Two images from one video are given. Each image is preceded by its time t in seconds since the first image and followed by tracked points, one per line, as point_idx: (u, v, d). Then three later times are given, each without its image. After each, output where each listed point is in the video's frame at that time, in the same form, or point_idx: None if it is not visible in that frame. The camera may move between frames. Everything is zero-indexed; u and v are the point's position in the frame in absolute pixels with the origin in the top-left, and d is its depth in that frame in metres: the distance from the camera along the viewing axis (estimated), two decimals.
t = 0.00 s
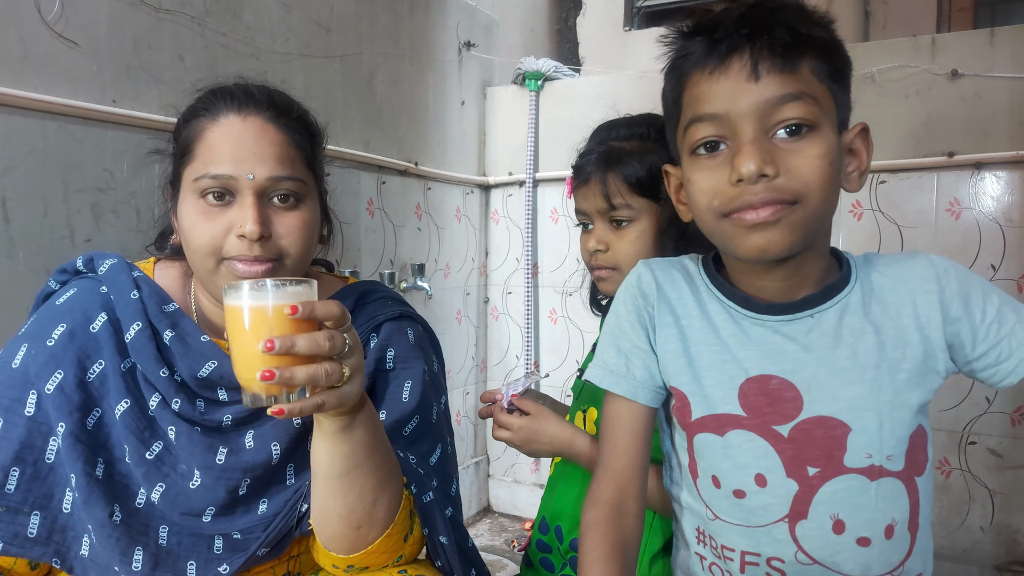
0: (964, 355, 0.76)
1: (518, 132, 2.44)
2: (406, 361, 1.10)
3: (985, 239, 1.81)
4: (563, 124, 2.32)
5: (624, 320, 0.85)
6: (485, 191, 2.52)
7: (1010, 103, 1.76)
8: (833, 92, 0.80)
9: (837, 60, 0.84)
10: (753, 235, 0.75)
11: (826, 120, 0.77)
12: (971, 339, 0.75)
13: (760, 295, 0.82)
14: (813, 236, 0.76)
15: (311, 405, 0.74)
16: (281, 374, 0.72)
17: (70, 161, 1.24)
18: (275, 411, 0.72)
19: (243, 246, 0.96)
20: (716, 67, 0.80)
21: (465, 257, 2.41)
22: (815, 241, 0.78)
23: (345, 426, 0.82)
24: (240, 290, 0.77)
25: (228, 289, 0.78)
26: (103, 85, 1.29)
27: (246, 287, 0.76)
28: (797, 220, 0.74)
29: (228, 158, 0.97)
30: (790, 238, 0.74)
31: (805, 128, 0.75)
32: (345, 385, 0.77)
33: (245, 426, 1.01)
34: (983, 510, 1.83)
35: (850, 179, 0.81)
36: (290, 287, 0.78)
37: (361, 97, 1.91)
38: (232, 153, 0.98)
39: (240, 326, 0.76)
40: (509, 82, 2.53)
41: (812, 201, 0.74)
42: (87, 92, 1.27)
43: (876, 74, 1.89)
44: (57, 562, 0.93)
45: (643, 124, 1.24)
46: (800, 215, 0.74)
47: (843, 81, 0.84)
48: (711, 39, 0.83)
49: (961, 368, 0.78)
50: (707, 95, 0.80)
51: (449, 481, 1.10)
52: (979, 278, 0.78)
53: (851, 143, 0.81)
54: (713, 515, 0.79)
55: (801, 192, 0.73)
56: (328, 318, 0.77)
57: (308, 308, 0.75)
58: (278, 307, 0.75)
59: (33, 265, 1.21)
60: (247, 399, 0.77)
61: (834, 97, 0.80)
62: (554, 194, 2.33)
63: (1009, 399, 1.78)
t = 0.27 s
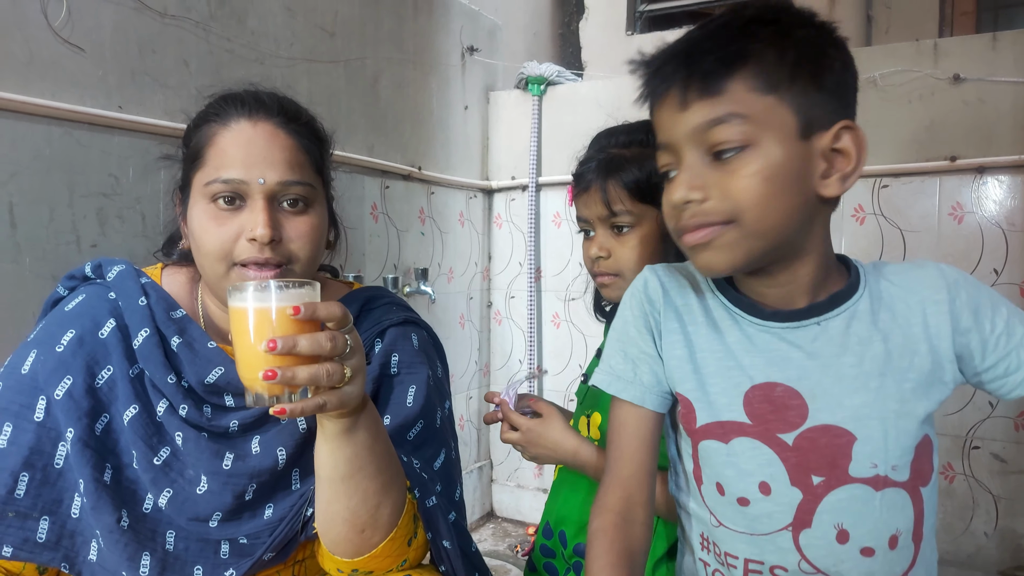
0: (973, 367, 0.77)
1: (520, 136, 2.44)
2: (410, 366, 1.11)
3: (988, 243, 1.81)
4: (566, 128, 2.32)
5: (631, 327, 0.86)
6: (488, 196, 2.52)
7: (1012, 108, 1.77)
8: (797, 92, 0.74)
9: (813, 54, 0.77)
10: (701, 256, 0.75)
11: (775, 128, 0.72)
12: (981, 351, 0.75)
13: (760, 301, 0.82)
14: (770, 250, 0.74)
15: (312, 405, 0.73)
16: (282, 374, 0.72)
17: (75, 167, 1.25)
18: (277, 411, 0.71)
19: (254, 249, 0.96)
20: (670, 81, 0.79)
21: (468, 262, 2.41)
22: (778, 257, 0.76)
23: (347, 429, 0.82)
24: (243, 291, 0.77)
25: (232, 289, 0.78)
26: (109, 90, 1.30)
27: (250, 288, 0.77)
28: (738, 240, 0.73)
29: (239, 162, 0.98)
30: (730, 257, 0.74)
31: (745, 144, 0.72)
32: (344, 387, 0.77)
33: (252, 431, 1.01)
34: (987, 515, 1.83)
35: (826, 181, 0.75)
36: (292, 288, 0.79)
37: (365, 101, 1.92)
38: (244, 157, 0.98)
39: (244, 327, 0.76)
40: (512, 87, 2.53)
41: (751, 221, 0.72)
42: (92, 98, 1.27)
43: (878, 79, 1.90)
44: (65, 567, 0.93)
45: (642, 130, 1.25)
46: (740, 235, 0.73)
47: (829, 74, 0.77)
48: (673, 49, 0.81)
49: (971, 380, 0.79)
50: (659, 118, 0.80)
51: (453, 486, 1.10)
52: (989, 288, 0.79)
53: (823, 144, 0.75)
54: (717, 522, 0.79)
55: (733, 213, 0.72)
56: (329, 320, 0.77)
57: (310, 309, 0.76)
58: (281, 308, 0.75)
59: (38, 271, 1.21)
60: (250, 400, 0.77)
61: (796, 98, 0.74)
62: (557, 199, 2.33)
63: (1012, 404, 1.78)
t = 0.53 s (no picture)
0: (964, 377, 0.78)
1: (517, 143, 2.45)
2: (404, 373, 1.12)
3: (981, 251, 1.82)
4: (562, 135, 2.33)
5: (626, 337, 0.87)
6: (485, 202, 2.53)
7: (1005, 116, 1.78)
8: (730, 117, 0.76)
9: (753, 73, 0.78)
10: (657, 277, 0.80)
11: (707, 156, 0.75)
12: (973, 362, 0.76)
13: (743, 310, 0.83)
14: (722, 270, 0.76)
15: (305, 414, 0.74)
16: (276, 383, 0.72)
17: (72, 173, 1.26)
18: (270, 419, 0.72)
19: (287, 249, 1.01)
20: (625, 115, 0.84)
21: (464, 268, 2.42)
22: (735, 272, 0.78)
23: (340, 436, 0.83)
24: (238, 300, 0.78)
25: (226, 298, 0.79)
26: (107, 98, 1.31)
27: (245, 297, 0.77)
28: (681, 263, 0.76)
29: (269, 166, 1.02)
30: (677, 280, 0.77)
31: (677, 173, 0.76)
32: (339, 395, 0.77)
33: (245, 437, 1.02)
34: (979, 521, 1.84)
35: (769, 201, 0.75)
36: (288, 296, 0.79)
37: (361, 109, 1.93)
38: (273, 161, 1.02)
39: (238, 336, 0.77)
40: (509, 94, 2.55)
41: (685, 246, 0.75)
42: (90, 104, 1.28)
43: (872, 87, 1.91)
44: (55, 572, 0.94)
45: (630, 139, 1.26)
46: (682, 260, 0.76)
47: (773, 89, 0.77)
48: (627, 86, 0.86)
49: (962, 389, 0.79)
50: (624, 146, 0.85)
51: (446, 492, 1.10)
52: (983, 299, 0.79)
53: (761, 165, 0.75)
54: (706, 530, 0.80)
55: (671, 239, 0.76)
56: (323, 328, 0.78)
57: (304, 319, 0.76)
58: (274, 317, 0.76)
59: (34, 276, 1.21)
60: (245, 408, 0.77)
61: (728, 124, 0.76)
62: (553, 205, 2.34)
63: (1004, 410, 1.79)
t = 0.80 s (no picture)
0: (948, 384, 0.78)
1: (511, 145, 2.45)
2: (400, 375, 1.11)
3: (972, 254, 1.83)
4: (556, 138, 2.34)
5: (614, 341, 0.87)
6: (478, 204, 2.53)
7: (995, 121, 1.79)
8: (698, 128, 0.77)
9: (722, 82, 0.79)
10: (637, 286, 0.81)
11: (676, 168, 0.76)
12: (957, 369, 0.76)
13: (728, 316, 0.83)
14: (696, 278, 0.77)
15: (303, 421, 0.73)
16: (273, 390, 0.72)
17: (64, 174, 1.25)
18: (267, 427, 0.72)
19: (293, 244, 1.01)
20: (610, 122, 0.85)
21: (458, 270, 2.42)
22: (711, 278, 0.79)
23: (337, 441, 0.82)
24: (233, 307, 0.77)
25: (221, 304, 0.78)
26: (99, 99, 1.30)
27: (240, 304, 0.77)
28: (656, 272, 0.77)
29: (276, 163, 1.02)
30: (655, 289, 0.78)
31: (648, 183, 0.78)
32: (335, 401, 0.77)
33: (239, 437, 1.01)
34: (972, 523, 1.85)
35: (733, 210, 0.75)
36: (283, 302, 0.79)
37: (356, 110, 1.92)
38: (280, 158, 1.03)
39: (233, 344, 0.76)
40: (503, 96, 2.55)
41: (657, 255, 0.76)
42: (81, 106, 1.27)
43: (865, 91, 1.92)
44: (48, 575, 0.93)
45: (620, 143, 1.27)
46: (656, 269, 0.77)
47: (741, 97, 0.78)
48: (608, 99, 0.88)
49: (946, 394, 0.79)
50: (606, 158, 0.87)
51: (442, 496, 1.10)
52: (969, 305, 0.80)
53: (724, 175, 0.76)
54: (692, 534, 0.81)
55: (646, 248, 0.77)
56: (319, 335, 0.78)
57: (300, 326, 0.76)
58: (270, 324, 0.75)
59: (26, 278, 1.20)
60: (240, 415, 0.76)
61: (696, 134, 0.77)
62: (546, 207, 2.35)
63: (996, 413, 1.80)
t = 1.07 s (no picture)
0: (945, 387, 0.78)
1: (512, 151, 2.46)
2: (407, 382, 1.12)
3: (972, 258, 1.84)
4: (557, 144, 2.35)
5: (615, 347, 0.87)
6: (480, 210, 2.54)
7: (995, 125, 1.80)
8: (690, 136, 0.78)
9: (713, 91, 0.80)
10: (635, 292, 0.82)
11: (669, 174, 0.77)
12: (955, 373, 0.77)
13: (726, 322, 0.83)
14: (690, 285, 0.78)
15: (313, 420, 0.74)
16: (284, 389, 0.73)
17: (68, 182, 1.26)
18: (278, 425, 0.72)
19: (308, 249, 1.03)
20: (608, 129, 0.86)
21: (460, 276, 2.42)
22: (705, 284, 0.79)
23: (345, 444, 0.83)
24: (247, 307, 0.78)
25: (236, 305, 0.79)
26: (103, 108, 1.31)
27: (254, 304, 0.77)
28: (652, 279, 0.78)
29: (292, 169, 1.03)
30: (652, 295, 0.79)
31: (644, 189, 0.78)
32: (346, 402, 0.78)
33: (249, 441, 1.01)
34: (975, 527, 1.85)
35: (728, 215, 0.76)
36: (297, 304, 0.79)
37: (357, 118, 1.93)
38: (295, 165, 1.04)
39: (246, 343, 0.77)
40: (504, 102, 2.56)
41: (653, 262, 0.76)
42: (86, 115, 1.28)
43: (864, 96, 1.93)
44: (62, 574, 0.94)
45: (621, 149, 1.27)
46: (651, 275, 0.78)
47: (732, 105, 0.78)
48: (604, 109, 0.89)
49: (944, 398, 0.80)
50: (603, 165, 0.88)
51: (446, 502, 1.10)
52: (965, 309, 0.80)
53: (719, 181, 0.76)
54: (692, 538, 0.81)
55: (642, 255, 0.78)
56: (331, 336, 0.79)
57: (313, 327, 0.77)
58: (284, 324, 0.76)
59: (30, 286, 1.21)
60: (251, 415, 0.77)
61: (689, 142, 0.78)
62: (548, 213, 2.35)
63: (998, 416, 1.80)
